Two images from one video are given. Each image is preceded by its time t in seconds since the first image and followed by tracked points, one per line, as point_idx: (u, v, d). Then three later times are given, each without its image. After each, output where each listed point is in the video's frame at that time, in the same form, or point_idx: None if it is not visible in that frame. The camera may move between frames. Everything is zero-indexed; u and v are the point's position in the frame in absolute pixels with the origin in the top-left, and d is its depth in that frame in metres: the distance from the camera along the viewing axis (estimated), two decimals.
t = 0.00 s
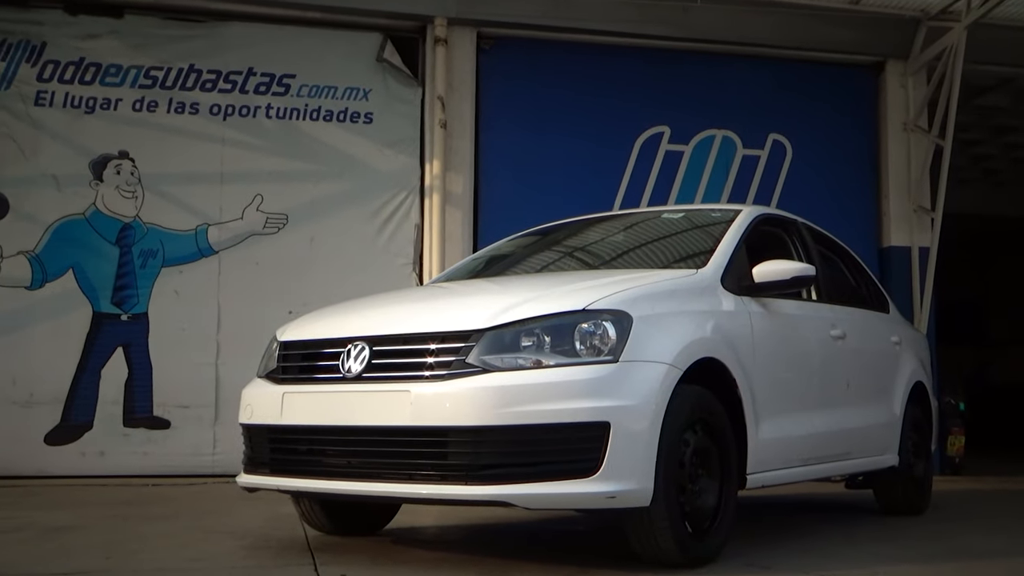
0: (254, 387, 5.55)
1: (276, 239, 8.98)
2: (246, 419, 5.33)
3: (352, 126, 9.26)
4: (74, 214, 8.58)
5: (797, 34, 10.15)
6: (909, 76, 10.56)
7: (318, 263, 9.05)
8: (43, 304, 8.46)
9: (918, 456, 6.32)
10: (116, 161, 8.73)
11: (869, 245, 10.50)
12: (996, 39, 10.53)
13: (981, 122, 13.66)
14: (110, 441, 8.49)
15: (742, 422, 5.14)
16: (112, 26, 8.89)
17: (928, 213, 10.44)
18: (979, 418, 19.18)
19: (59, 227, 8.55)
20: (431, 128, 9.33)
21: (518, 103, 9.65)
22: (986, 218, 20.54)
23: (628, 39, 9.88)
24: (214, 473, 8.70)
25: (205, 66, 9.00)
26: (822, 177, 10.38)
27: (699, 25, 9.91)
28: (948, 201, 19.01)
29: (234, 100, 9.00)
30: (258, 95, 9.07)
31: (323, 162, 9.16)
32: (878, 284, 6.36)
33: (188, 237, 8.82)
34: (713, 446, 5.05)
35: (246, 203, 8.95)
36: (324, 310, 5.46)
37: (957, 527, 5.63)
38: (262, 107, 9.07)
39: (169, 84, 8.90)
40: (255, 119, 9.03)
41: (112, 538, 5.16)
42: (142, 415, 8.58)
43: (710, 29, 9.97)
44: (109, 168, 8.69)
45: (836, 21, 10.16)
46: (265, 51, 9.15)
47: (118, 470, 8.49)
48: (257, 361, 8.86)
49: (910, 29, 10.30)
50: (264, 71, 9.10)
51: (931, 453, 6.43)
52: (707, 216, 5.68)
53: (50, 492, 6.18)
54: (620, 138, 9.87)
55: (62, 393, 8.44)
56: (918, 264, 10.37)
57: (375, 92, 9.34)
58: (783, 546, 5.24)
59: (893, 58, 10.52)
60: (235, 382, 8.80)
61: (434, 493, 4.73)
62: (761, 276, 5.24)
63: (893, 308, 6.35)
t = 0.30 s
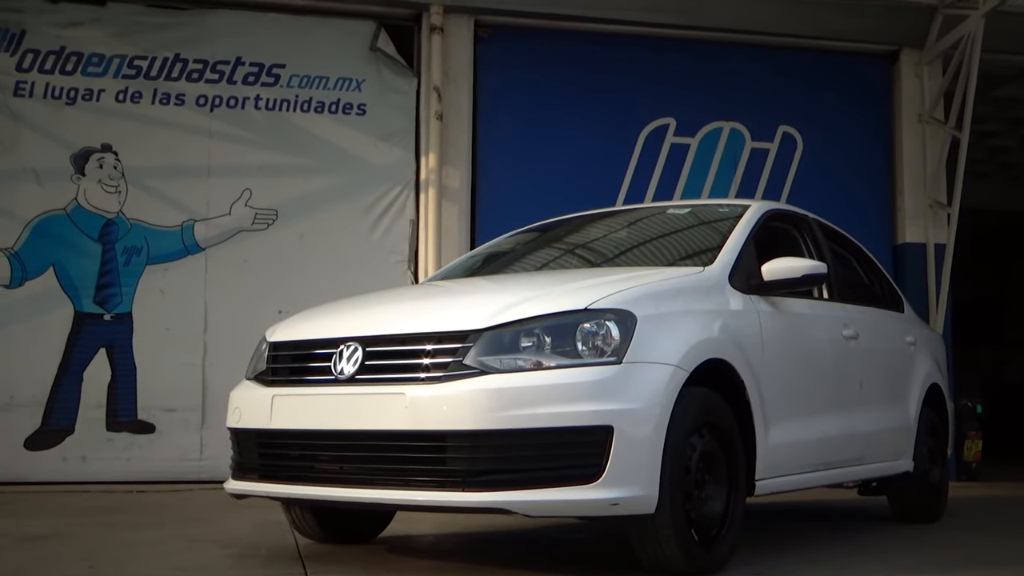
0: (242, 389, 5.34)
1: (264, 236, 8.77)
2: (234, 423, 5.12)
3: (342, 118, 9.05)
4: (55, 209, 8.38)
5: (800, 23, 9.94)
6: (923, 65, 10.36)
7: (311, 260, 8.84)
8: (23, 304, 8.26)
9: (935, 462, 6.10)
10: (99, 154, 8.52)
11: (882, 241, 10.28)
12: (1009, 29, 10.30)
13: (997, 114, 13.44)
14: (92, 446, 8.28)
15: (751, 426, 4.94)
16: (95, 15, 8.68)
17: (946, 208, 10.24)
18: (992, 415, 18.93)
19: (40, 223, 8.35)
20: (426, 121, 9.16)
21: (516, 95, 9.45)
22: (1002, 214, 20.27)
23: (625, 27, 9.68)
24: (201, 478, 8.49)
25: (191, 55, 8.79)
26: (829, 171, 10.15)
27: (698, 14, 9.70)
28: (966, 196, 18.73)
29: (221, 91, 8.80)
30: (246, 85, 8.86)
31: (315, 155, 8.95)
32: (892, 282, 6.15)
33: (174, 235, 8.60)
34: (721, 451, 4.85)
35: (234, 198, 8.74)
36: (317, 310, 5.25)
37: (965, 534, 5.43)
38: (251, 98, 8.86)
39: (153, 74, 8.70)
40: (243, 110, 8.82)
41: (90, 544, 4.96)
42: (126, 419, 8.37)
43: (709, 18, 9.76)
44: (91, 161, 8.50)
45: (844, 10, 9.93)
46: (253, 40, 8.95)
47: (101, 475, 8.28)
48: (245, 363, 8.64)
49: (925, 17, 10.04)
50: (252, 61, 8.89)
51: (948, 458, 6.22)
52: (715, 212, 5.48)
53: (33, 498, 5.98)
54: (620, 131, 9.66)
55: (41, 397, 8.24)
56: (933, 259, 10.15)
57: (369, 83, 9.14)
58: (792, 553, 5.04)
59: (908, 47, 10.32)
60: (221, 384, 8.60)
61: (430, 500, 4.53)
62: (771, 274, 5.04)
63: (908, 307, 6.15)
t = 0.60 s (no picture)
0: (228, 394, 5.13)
1: (250, 233, 8.56)
2: (220, 427, 4.91)
3: (330, 109, 8.84)
4: (34, 205, 8.18)
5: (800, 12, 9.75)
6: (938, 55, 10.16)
7: (303, 258, 8.64)
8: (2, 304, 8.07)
9: (948, 467, 5.92)
10: (79, 148, 8.32)
11: (896, 237, 10.09)
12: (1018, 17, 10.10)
13: (1015, 105, 13.23)
14: (73, 452, 8.08)
15: (759, 430, 4.75)
16: (76, 3, 8.49)
17: (962, 204, 10.03)
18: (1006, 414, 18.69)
19: (18, 219, 8.16)
20: (421, 112, 8.94)
21: (514, 87, 9.26)
22: (1016, 211, 20.02)
23: (620, 16, 9.50)
24: (185, 485, 8.29)
25: (176, 44, 8.60)
26: (834, 166, 9.94)
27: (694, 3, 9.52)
28: (985, 190, 18.36)
29: (207, 81, 8.61)
30: (234, 76, 8.68)
31: (306, 148, 8.75)
32: (904, 279, 5.97)
33: (158, 231, 8.40)
34: (727, 456, 4.66)
35: (221, 193, 8.54)
36: (307, 309, 5.05)
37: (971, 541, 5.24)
38: (238, 89, 8.67)
39: (136, 64, 8.50)
40: (230, 101, 8.63)
41: (66, 554, 4.77)
42: (108, 424, 8.17)
43: (706, 6, 9.58)
44: (72, 155, 8.29)
45: None
46: (241, 28, 8.75)
47: (80, 482, 8.07)
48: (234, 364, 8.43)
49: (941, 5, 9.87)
50: (240, 51, 8.71)
51: (963, 465, 6.03)
52: (721, 208, 5.28)
53: (16, 506, 5.79)
54: (619, 125, 9.45)
55: (20, 402, 8.05)
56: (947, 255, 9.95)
57: (361, 74, 8.94)
58: (801, 563, 4.84)
59: (923, 36, 10.13)
60: (205, 387, 8.39)
61: (424, 509, 4.34)
62: (780, 273, 4.85)
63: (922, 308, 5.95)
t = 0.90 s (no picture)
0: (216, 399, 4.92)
1: (239, 229, 8.36)
2: (207, 433, 4.71)
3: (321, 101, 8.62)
4: (12, 201, 8.00)
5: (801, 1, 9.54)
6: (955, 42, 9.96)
7: (296, 256, 8.43)
8: None
9: (965, 474, 5.74)
10: (60, 141, 8.12)
11: (911, 233, 9.88)
12: None
13: None
14: (53, 458, 7.90)
15: (768, 435, 4.56)
16: None
17: (980, 199, 9.84)
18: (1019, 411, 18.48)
19: None
20: (415, 104, 8.76)
21: (512, 78, 9.06)
22: None
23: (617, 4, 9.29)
24: (170, 493, 8.10)
25: (160, 33, 8.39)
26: (840, 160, 9.73)
27: None
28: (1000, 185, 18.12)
29: (192, 71, 8.40)
30: (221, 66, 8.46)
31: (297, 141, 8.53)
32: (920, 277, 5.78)
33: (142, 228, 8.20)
34: (735, 463, 4.47)
35: (208, 187, 8.33)
36: (297, 309, 4.85)
37: (982, 550, 5.05)
38: (225, 80, 8.45)
39: (119, 53, 8.29)
40: (217, 92, 8.40)
41: (43, 564, 4.59)
42: (89, 429, 7.98)
43: None
44: (51, 148, 8.10)
45: None
46: (228, 16, 8.53)
47: (62, 488, 7.88)
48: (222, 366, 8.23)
49: None
50: (227, 40, 8.49)
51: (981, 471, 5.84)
52: (729, 204, 5.09)
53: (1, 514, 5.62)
54: (619, 118, 9.25)
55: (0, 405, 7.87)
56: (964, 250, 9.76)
57: (353, 64, 8.71)
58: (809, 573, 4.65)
59: (940, 23, 9.93)
60: (192, 389, 8.19)
61: (420, 517, 4.16)
62: (790, 270, 4.66)
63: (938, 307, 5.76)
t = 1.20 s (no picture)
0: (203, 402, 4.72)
1: (225, 225, 8.10)
2: (193, 437, 4.51)
3: (310, 91, 8.34)
4: None
5: None
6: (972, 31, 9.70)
7: (286, 253, 8.16)
8: None
9: (982, 480, 5.56)
10: (39, 133, 7.91)
11: (927, 230, 9.60)
12: None
13: None
14: (31, 463, 7.71)
15: (777, 440, 4.38)
16: None
17: (998, 195, 9.53)
18: None
19: None
20: (409, 95, 8.52)
21: (512, 68, 8.83)
22: None
23: None
24: (154, 500, 7.88)
25: (143, 21, 8.15)
26: (852, 153, 9.46)
27: None
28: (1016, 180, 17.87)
29: (176, 60, 8.15)
30: (206, 54, 8.20)
31: (286, 133, 8.26)
32: (934, 274, 5.60)
33: (125, 224, 7.96)
34: (743, 468, 4.29)
35: (194, 181, 8.09)
36: (286, 309, 4.66)
37: (996, 560, 4.85)
38: (211, 69, 8.19)
39: (100, 41, 8.07)
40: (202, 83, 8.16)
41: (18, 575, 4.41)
42: (70, 433, 7.77)
43: None
44: (30, 141, 7.88)
45: None
46: (214, 4, 8.27)
47: (41, 495, 7.70)
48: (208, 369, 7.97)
49: None
50: (213, 28, 8.23)
51: (998, 476, 5.65)
52: (736, 198, 4.91)
53: None
54: (621, 109, 9.00)
55: None
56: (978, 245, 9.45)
57: (344, 52, 8.43)
58: None
59: (955, 11, 9.64)
60: (177, 393, 7.94)
61: (415, 525, 3.98)
62: (799, 268, 4.50)
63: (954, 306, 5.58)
